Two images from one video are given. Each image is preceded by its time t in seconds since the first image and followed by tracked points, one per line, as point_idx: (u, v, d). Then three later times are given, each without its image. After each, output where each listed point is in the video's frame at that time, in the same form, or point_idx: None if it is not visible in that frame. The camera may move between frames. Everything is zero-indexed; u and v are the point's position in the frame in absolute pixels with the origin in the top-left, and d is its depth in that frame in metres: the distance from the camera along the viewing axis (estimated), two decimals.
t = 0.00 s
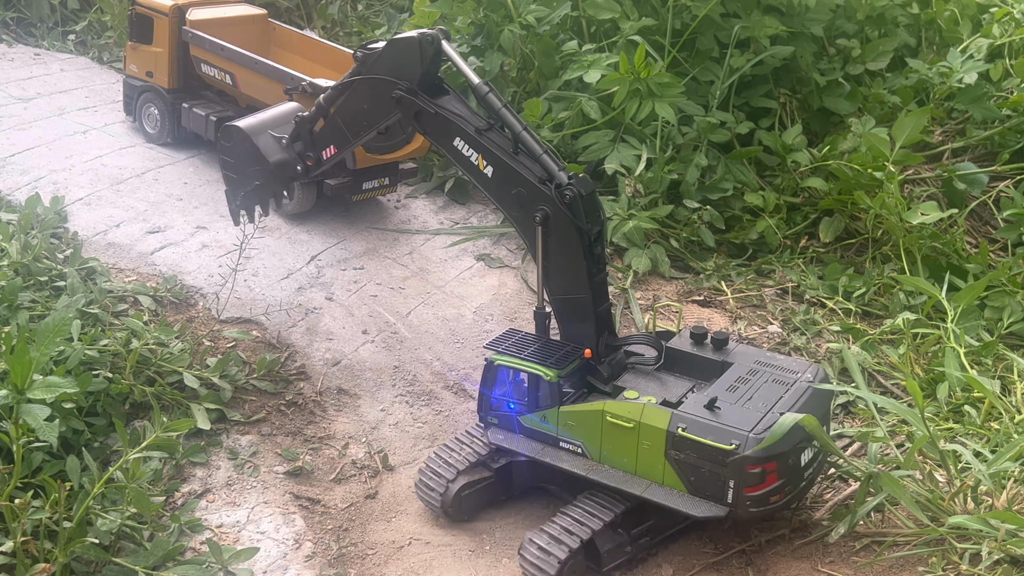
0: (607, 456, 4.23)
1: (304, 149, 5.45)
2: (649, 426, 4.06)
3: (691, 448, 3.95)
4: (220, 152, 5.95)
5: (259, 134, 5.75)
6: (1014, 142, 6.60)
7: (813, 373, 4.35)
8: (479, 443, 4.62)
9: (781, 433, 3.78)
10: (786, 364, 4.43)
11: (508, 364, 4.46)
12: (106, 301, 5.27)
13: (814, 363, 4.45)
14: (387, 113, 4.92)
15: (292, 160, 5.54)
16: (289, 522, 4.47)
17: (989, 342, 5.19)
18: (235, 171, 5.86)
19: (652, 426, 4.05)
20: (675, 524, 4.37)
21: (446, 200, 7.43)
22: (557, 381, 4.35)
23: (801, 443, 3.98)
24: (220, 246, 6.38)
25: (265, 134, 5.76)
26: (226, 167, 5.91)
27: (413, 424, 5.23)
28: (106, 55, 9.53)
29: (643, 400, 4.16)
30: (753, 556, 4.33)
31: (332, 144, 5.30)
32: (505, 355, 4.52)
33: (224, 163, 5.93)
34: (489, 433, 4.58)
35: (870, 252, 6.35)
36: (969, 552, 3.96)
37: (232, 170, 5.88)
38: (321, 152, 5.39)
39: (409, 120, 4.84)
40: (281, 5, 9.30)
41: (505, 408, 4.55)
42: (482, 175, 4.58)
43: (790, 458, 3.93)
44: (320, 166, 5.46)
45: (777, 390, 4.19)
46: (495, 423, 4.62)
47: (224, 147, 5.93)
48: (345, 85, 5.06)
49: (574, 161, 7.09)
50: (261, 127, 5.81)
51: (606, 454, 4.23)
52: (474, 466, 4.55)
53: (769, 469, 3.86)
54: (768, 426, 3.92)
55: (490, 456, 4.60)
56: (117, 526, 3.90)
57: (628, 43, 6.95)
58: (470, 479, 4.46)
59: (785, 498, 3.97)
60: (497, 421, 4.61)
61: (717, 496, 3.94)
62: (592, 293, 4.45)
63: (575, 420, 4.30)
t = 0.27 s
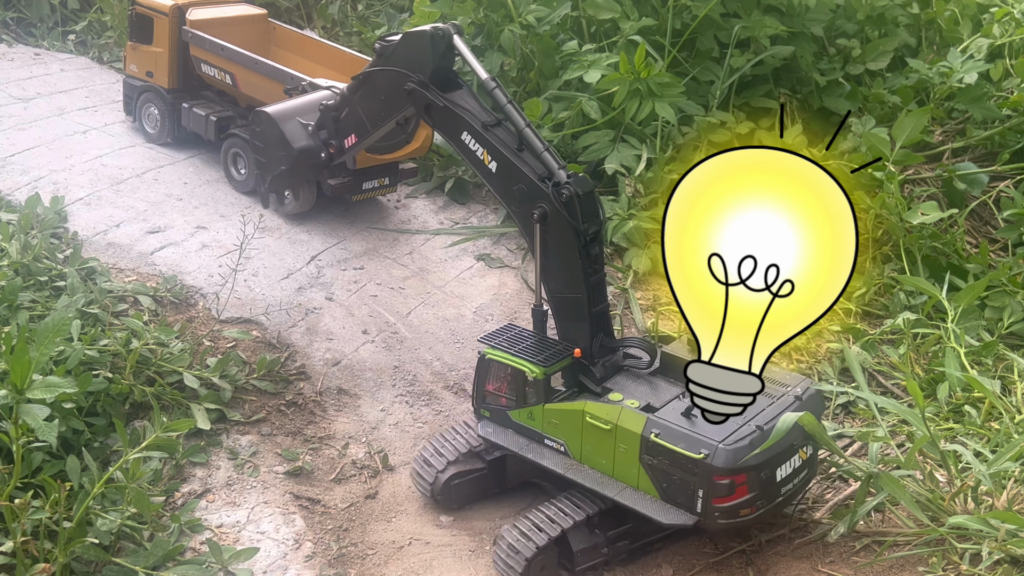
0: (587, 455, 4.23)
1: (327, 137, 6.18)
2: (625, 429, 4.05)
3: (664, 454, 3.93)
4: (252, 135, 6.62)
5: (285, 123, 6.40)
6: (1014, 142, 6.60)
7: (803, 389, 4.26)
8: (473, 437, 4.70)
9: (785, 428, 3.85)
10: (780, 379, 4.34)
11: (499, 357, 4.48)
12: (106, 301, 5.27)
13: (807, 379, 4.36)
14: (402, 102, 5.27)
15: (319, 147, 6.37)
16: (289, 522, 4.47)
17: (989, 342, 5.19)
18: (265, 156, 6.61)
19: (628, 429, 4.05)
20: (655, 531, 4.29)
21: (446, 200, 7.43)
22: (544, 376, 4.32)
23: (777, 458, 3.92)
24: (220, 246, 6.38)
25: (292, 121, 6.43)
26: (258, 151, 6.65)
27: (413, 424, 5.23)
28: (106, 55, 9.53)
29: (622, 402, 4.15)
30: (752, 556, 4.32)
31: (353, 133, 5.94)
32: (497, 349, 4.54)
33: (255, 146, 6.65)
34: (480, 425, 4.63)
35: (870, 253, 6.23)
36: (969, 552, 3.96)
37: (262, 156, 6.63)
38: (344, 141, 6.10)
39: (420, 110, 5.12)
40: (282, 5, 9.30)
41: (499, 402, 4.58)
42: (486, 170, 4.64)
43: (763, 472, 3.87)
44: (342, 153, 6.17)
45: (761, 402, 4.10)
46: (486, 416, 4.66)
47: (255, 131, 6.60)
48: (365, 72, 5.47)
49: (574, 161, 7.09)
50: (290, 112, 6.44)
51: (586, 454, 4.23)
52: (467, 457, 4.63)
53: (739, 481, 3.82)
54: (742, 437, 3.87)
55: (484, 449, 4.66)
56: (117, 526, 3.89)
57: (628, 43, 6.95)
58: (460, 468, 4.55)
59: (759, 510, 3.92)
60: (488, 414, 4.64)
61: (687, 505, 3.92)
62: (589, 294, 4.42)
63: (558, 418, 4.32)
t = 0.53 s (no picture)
0: (577, 454, 4.26)
1: (342, 130, 6.16)
2: (613, 429, 4.07)
3: (649, 455, 3.94)
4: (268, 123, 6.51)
5: (302, 115, 6.26)
6: (1014, 142, 6.60)
7: (796, 395, 4.24)
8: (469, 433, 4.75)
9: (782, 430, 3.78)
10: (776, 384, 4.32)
11: (495, 353, 4.52)
12: (106, 301, 5.27)
13: (802, 385, 4.33)
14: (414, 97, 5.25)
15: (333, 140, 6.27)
16: (289, 522, 4.47)
17: (989, 342, 5.19)
18: (277, 145, 6.50)
19: (617, 428, 4.06)
20: (647, 532, 4.23)
21: (446, 200, 7.43)
22: (539, 374, 4.37)
23: (764, 463, 3.89)
24: (220, 246, 6.38)
25: (310, 114, 6.28)
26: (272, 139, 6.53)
27: (413, 424, 5.23)
28: (106, 55, 9.52)
29: (611, 402, 4.16)
30: (753, 556, 4.32)
31: (367, 126, 5.91)
32: (493, 346, 4.58)
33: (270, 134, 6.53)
34: (475, 422, 4.66)
35: (870, 253, 6.24)
36: (970, 552, 3.96)
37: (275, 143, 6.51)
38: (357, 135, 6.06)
39: (430, 106, 5.09)
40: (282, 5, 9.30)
41: (495, 399, 4.60)
42: (490, 167, 4.64)
43: (748, 476, 3.84)
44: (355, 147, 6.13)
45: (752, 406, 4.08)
46: (482, 413, 4.68)
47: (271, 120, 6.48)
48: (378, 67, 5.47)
49: (574, 161, 7.09)
50: (307, 106, 6.30)
51: (576, 452, 4.26)
52: (462, 453, 4.66)
53: (723, 485, 3.80)
54: (727, 441, 3.86)
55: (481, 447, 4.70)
56: (117, 526, 3.90)
57: (628, 43, 6.95)
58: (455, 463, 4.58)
59: (744, 515, 3.89)
60: (485, 411, 4.67)
61: (671, 507, 3.92)
62: (586, 292, 4.41)
63: (550, 416, 4.34)
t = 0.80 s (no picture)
0: (585, 455, 4.23)
1: (330, 134, 6.35)
2: (624, 428, 4.05)
3: (662, 453, 3.93)
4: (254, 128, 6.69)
5: (285, 119, 6.44)
6: (1014, 142, 6.60)
7: (802, 390, 4.27)
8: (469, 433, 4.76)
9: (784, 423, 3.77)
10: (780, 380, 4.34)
11: (497, 356, 4.53)
12: (106, 301, 5.27)
13: (805, 380, 4.36)
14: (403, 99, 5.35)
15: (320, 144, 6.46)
16: (289, 522, 4.47)
17: (989, 342, 5.19)
18: (265, 151, 6.67)
19: (627, 428, 4.05)
20: (649, 532, 4.30)
21: (446, 200, 7.43)
22: (542, 377, 4.37)
23: (776, 458, 3.91)
24: (220, 246, 6.38)
25: (293, 118, 6.46)
26: (258, 143, 6.72)
27: (413, 424, 5.23)
28: (106, 54, 9.52)
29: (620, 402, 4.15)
30: (753, 556, 4.32)
31: (354, 129, 6.09)
32: (495, 348, 4.57)
33: (256, 138, 6.72)
34: (477, 424, 4.64)
35: (870, 253, 6.22)
36: (969, 552, 3.96)
37: (263, 150, 6.68)
38: (345, 138, 6.24)
39: (422, 108, 5.16)
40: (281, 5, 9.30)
41: (496, 402, 4.59)
42: (487, 168, 4.65)
43: (762, 472, 3.86)
44: (343, 149, 6.33)
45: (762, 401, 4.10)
46: (483, 415, 4.66)
47: (257, 124, 6.67)
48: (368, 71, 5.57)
49: (574, 160, 7.09)
50: (293, 108, 6.48)
51: (584, 453, 4.23)
52: (462, 453, 4.67)
53: (738, 481, 3.81)
54: (741, 437, 3.87)
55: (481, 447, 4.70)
56: (117, 526, 3.90)
57: (628, 43, 6.96)
58: (454, 463, 4.58)
59: (758, 511, 3.90)
60: (485, 414, 4.65)
61: (686, 504, 3.92)
62: (588, 292, 4.42)
63: (556, 417, 4.32)
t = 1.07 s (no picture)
0: (601, 455, 4.21)
1: (295, 146, 5.45)
2: (643, 426, 4.05)
3: (685, 447, 3.95)
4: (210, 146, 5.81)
5: (250, 133, 5.56)
6: (1014, 142, 6.60)
7: (806, 374, 4.36)
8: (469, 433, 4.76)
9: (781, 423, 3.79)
10: (778, 367, 4.43)
11: (501, 364, 4.46)
12: (106, 301, 5.27)
13: (806, 365, 4.45)
14: (381, 110, 4.89)
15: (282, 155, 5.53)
16: (289, 522, 4.47)
17: (989, 342, 5.18)
18: (226, 168, 5.73)
19: (648, 425, 4.04)
20: (649, 532, 4.32)
21: (446, 200, 7.43)
22: (551, 381, 4.35)
23: (795, 445, 3.97)
24: (220, 246, 6.38)
25: (257, 131, 5.59)
26: (216, 162, 5.76)
27: (413, 424, 5.23)
28: (106, 54, 9.53)
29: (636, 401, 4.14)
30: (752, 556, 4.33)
31: (325, 143, 5.30)
32: (499, 354, 4.51)
33: (212, 155, 5.75)
34: (480, 431, 4.59)
35: (870, 252, 6.34)
36: (969, 552, 3.96)
37: (222, 167, 5.75)
38: (313, 150, 5.39)
39: (403, 119, 4.84)
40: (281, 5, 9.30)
41: (499, 407, 4.55)
42: (478, 175, 4.57)
43: (784, 460, 3.92)
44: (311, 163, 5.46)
45: (772, 391, 4.19)
46: (486, 422, 4.62)
47: (215, 142, 5.78)
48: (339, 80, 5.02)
49: (574, 160, 7.09)
50: (255, 121, 5.65)
51: (600, 454, 4.21)
52: (462, 453, 4.66)
53: (763, 470, 3.85)
54: (762, 426, 3.93)
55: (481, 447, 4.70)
56: (117, 526, 3.90)
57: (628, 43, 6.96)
58: (455, 463, 4.58)
59: (779, 499, 3.96)
60: (488, 420, 4.61)
61: (711, 497, 3.94)
62: (587, 293, 4.43)
63: (569, 420, 4.29)
